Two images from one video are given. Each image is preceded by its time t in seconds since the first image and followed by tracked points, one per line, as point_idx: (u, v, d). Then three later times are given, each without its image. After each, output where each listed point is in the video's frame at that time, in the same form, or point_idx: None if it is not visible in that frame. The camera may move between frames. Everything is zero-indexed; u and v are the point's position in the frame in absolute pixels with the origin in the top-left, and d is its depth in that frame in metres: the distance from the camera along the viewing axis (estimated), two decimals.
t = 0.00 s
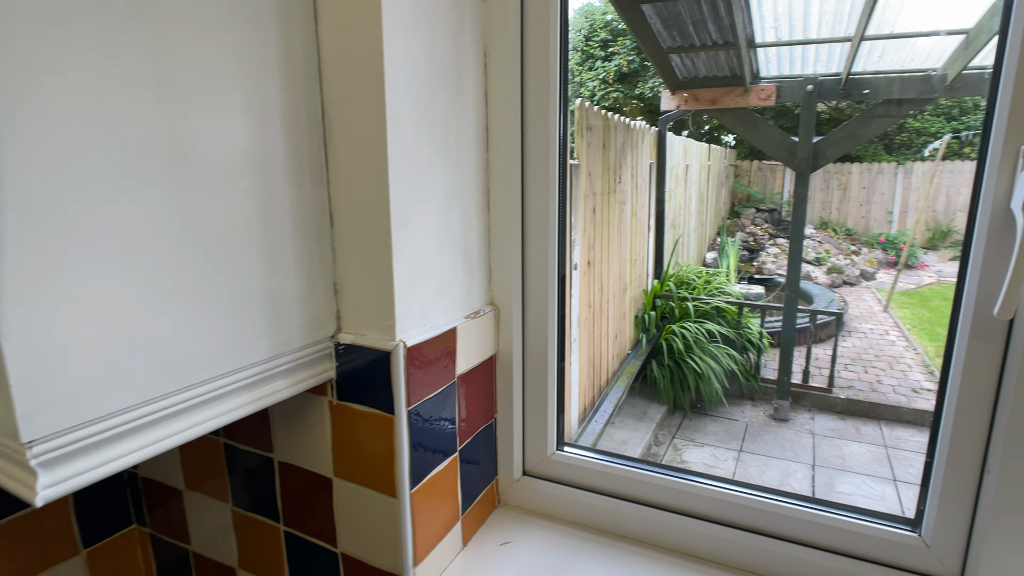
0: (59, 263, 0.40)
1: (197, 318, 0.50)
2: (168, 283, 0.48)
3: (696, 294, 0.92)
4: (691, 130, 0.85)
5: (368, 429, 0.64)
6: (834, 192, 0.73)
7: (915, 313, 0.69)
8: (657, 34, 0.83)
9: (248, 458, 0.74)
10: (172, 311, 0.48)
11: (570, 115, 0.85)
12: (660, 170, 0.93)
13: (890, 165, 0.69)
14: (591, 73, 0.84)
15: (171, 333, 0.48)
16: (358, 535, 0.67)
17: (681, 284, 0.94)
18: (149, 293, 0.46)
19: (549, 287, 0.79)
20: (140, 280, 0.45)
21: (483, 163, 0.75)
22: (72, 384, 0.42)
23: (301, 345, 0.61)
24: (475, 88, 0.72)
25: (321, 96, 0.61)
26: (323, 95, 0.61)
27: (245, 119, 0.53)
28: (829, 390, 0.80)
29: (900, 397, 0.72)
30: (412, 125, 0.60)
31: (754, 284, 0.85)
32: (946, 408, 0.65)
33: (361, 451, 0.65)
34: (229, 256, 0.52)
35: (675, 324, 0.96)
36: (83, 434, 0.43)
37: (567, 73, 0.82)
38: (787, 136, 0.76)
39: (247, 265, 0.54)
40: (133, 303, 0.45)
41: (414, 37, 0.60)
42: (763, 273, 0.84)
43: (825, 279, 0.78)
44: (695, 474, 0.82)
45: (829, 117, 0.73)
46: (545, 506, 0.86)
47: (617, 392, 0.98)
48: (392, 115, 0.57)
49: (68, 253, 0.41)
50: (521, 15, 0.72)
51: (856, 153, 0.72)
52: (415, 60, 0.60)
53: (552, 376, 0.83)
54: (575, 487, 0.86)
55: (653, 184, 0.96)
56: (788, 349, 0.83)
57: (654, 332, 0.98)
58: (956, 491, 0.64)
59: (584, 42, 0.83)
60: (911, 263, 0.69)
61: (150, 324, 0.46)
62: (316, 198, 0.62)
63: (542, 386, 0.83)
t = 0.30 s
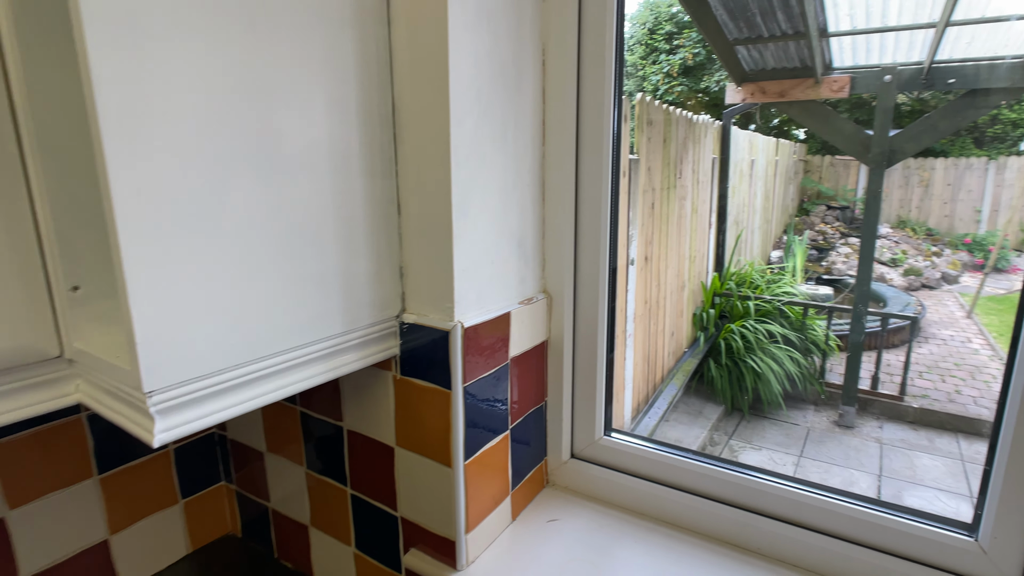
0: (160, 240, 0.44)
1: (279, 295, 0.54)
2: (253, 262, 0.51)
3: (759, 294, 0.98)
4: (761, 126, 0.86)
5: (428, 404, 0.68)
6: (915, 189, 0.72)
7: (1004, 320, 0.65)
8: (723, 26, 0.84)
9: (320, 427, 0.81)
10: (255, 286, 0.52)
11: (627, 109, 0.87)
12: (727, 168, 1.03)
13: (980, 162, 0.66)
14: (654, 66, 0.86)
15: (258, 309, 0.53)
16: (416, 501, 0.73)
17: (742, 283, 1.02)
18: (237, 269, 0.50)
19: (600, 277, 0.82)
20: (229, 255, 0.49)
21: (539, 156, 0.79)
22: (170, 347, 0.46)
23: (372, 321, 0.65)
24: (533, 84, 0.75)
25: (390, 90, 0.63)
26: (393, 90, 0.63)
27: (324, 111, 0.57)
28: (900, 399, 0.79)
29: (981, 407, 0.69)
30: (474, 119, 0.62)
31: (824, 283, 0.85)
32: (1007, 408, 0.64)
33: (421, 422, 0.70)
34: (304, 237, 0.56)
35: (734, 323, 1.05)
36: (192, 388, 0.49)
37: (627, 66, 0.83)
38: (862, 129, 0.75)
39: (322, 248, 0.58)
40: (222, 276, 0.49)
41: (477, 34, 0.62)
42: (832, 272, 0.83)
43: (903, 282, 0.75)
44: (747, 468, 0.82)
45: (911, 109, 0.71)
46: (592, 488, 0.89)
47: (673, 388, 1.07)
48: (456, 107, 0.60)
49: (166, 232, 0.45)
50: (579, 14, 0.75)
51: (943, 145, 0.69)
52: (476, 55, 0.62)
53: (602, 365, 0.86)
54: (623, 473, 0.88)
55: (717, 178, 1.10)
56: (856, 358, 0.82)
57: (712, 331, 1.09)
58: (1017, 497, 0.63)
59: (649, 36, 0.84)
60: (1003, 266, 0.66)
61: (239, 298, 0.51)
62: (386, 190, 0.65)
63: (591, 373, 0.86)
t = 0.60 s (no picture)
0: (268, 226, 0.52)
1: (362, 276, 0.60)
2: (342, 245, 0.58)
3: (830, 295, 0.91)
4: (843, 118, 0.81)
5: (490, 382, 0.73)
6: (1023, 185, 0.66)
7: None
8: (802, 16, 0.80)
9: (393, 399, 0.88)
10: (339, 265, 0.58)
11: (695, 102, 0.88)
12: (799, 160, 0.91)
13: None
14: (727, 58, 0.86)
15: (344, 286, 0.59)
16: (477, 471, 0.78)
17: (813, 282, 0.93)
18: (328, 251, 0.57)
19: (658, 267, 0.84)
20: (323, 243, 0.56)
21: (602, 149, 0.82)
22: (275, 318, 0.54)
23: (444, 301, 0.70)
24: (598, 81, 0.78)
25: (464, 89, 0.68)
26: (467, 88, 0.68)
27: (407, 109, 0.62)
28: (991, 413, 0.76)
29: None
30: (540, 114, 0.67)
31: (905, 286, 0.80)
32: None
33: (483, 399, 0.75)
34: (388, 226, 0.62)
35: (805, 325, 0.96)
36: (288, 353, 0.56)
37: (695, 57, 0.83)
38: (955, 121, 0.70)
39: (403, 236, 0.64)
40: (318, 262, 0.56)
41: (545, 36, 0.66)
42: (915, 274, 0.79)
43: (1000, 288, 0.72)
44: (810, 465, 0.80)
45: (1016, 99, 0.66)
46: (644, 474, 0.92)
47: (736, 389, 1.02)
48: (523, 103, 0.64)
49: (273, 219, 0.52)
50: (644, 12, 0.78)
51: None
52: (544, 55, 0.66)
53: (658, 354, 0.88)
54: (676, 460, 0.90)
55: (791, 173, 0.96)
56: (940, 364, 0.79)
57: (780, 332, 0.99)
58: None
59: (723, 26, 0.84)
60: None
61: (329, 276, 0.57)
62: (459, 181, 0.70)
63: (647, 362, 0.89)
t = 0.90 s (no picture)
0: (375, 205, 0.57)
1: (454, 255, 0.65)
2: (437, 226, 0.62)
3: (921, 300, 0.85)
4: (942, 108, 0.76)
5: (564, 361, 0.77)
6: None
7: None
8: None
9: (470, 376, 0.94)
10: (434, 244, 0.62)
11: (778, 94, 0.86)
12: (890, 154, 0.86)
13: None
14: (814, 47, 0.84)
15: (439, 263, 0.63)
16: (549, 447, 0.82)
17: (902, 286, 0.88)
18: (425, 231, 0.61)
19: (733, 257, 0.85)
20: (420, 219, 0.61)
21: (679, 139, 0.84)
22: (375, 290, 0.58)
23: (525, 282, 0.74)
24: (678, 72, 0.80)
25: (548, 81, 0.71)
26: (551, 80, 0.71)
27: (496, 97, 0.65)
28: None
29: None
30: (621, 104, 0.69)
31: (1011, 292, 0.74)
32: None
33: (557, 377, 0.78)
34: (475, 208, 0.66)
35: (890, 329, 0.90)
36: (388, 322, 0.60)
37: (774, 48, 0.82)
38: None
39: (489, 218, 0.67)
40: (415, 237, 0.61)
41: (628, 30, 0.68)
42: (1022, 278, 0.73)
43: None
44: (895, 464, 0.78)
45: None
46: (712, 462, 0.93)
47: (813, 393, 0.96)
48: (605, 93, 0.67)
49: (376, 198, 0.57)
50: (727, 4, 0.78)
51: None
52: (627, 47, 0.69)
53: (730, 344, 0.89)
54: (745, 450, 0.90)
55: (881, 169, 0.89)
56: None
57: (862, 337, 0.94)
58: None
59: (809, 13, 0.82)
60: None
61: (427, 254, 0.62)
62: (540, 168, 0.73)
63: (719, 351, 0.89)
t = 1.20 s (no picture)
0: (482, 181, 0.60)
1: (551, 231, 0.67)
2: (537, 203, 0.65)
3: None
4: None
5: (652, 341, 0.78)
6: None
7: None
8: None
9: (555, 356, 0.97)
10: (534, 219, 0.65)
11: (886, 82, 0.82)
12: (1003, 148, 0.76)
13: None
14: (916, 32, 0.80)
15: (538, 239, 0.66)
16: (633, 426, 0.83)
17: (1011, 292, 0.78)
18: (526, 208, 0.64)
19: (831, 244, 0.82)
20: (520, 196, 0.63)
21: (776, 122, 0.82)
22: (479, 261, 0.62)
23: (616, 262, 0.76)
24: (778, 54, 0.79)
25: (645, 64, 0.72)
26: (648, 63, 0.72)
27: (595, 79, 0.67)
28: None
29: None
30: (720, 85, 0.69)
31: None
32: None
33: (643, 357, 0.79)
34: (571, 187, 0.68)
35: (997, 338, 0.81)
36: (489, 292, 0.63)
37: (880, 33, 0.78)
38: None
39: (583, 197, 0.69)
40: (516, 212, 0.64)
41: (728, 11, 0.68)
42: None
43: None
44: (1012, 467, 0.72)
45: None
46: (798, 453, 0.90)
47: (902, 402, 0.87)
48: (705, 74, 0.67)
49: (483, 173, 0.60)
50: None
51: None
52: (728, 28, 0.69)
53: (823, 333, 0.86)
54: (834, 443, 0.86)
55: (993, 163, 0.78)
56: None
57: (964, 345, 0.84)
58: None
59: None
60: None
61: (527, 230, 0.65)
62: (634, 149, 0.74)
63: (811, 341, 0.87)
